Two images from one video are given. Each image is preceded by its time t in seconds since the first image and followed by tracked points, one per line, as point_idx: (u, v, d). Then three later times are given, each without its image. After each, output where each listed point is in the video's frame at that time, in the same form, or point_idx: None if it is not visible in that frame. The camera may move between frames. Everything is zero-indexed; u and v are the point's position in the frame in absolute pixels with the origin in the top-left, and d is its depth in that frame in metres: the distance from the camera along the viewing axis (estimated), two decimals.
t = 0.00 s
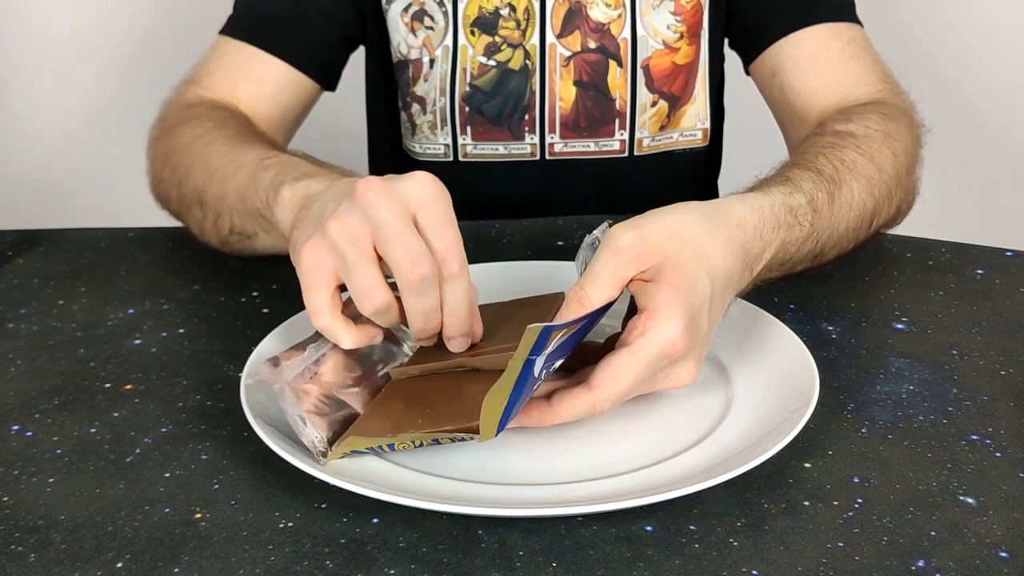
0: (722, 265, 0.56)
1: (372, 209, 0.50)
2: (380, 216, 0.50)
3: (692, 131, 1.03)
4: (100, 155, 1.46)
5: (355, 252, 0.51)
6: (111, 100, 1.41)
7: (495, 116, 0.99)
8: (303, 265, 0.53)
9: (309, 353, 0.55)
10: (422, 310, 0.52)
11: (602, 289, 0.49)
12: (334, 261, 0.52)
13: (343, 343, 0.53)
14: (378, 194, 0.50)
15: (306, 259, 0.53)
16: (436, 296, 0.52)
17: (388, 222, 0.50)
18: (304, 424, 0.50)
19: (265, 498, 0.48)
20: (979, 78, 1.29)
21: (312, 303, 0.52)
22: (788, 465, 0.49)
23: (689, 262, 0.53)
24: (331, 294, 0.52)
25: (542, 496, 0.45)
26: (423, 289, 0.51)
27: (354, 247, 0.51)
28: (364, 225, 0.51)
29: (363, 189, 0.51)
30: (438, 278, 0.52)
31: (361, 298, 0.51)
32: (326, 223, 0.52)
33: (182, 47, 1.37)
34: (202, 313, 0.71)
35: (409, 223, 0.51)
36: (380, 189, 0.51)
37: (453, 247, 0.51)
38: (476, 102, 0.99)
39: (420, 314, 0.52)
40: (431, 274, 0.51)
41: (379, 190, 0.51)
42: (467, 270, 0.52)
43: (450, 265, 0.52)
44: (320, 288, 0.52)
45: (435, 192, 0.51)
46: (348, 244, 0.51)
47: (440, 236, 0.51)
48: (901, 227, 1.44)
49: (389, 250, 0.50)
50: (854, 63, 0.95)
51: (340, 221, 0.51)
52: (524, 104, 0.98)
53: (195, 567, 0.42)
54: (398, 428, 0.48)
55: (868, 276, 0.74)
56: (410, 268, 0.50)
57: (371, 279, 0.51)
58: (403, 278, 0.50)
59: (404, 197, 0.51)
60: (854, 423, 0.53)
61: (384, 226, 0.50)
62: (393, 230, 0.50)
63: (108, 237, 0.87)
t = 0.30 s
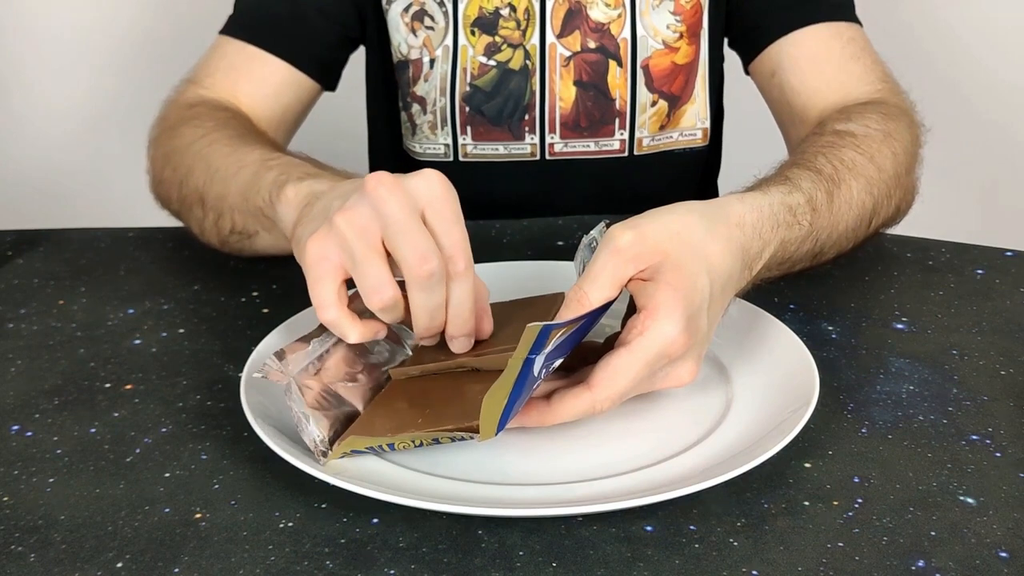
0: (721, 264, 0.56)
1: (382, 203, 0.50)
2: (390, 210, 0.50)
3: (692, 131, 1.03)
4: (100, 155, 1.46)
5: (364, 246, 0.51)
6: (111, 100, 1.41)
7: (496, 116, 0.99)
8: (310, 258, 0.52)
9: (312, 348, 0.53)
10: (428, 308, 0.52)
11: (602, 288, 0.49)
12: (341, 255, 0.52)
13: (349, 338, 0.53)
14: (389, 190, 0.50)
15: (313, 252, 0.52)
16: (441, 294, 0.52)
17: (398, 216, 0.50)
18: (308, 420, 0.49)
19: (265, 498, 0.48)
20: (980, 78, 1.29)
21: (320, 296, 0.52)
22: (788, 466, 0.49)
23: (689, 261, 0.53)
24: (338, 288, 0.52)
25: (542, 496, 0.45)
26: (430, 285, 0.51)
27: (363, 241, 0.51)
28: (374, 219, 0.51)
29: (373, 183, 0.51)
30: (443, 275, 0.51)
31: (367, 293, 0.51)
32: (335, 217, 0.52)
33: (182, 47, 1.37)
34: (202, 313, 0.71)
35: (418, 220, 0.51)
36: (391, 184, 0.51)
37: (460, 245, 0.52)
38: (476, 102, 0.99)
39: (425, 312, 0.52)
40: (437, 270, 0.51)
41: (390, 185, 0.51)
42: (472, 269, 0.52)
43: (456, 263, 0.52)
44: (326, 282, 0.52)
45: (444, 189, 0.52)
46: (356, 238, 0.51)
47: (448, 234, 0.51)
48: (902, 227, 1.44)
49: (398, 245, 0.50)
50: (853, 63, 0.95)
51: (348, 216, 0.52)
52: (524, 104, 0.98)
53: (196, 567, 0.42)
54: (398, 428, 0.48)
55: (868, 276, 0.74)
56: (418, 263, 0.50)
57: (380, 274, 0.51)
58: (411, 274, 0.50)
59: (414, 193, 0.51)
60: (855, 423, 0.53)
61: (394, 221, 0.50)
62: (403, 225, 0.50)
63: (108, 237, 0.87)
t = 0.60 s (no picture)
0: (720, 264, 0.56)
1: (381, 204, 0.51)
2: (389, 210, 0.50)
3: (692, 131, 1.03)
4: (99, 155, 1.46)
5: (364, 247, 0.51)
6: (111, 100, 1.41)
7: (495, 116, 0.99)
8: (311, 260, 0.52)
9: (313, 350, 0.53)
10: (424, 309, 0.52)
11: (600, 287, 0.49)
12: (341, 256, 0.52)
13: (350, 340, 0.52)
14: (388, 191, 0.51)
15: (313, 254, 0.52)
16: (438, 296, 0.52)
17: (397, 217, 0.50)
18: (310, 422, 0.49)
19: (265, 498, 0.48)
20: (980, 77, 1.29)
21: (323, 298, 0.51)
22: (788, 466, 0.49)
23: (688, 261, 0.53)
24: (340, 290, 0.52)
25: (542, 496, 0.45)
26: (427, 286, 0.51)
27: (363, 242, 0.51)
28: (373, 220, 0.51)
29: (373, 185, 0.51)
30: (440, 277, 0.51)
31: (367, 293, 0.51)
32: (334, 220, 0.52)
33: (182, 47, 1.37)
34: (202, 313, 0.71)
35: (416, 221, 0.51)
36: (390, 185, 0.51)
37: (456, 247, 0.51)
38: (475, 101, 0.99)
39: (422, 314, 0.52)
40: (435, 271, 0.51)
41: (389, 186, 0.51)
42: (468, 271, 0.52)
43: (453, 264, 0.51)
44: (327, 283, 0.52)
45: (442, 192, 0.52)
46: (357, 239, 0.51)
47: (445, 236, 0.51)
48: (901, 227, 1.44)
49: (396, 247, 0.50)
50: (853, 62, 0.95)
51: (348, 216, 0.52)
52: (524, 103, 0.98)
53: (196, 567, 0.42)
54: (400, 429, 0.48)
55: (868, 276, 0.74)
56: (415, 264, 0.50)
57: (380, 276, 0.51)
58: (409, 275, 0.50)
59: (412, 194, 0.51)
60: (854, 423, 0.53)
61: (393, 221, 0.50)
62: (402, 226, 0.50)
63: (108, 237, 0.87)
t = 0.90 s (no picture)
0: (722, 265, 0.56)
1: (339, 205, 0.50)
2: (346, 210, 0.50)
3: (691, 131, 1.03)
4: (99, 155, 1.45)
5: (332, 251, 0.51)
6: (111, 100, 1.41)
7: (495, 116, 0.99)
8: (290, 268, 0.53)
9: (304, 363, 0.54)
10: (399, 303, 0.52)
11: (600, 291, 0.49)
12: (315, 262, 0.52)
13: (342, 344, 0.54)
14: (344, 189, 0.50)
15: (289, 263, 0.53)
16: (411, 287, 0.52)
17: (354, 217, 0.50)
18: (302, 429, 0.49)
19: (265, 498, 0.48)
20: (980, 78, 1.29)
21: (306, 306, 0.52)
22: (788, 465, 0.49)
23: (688, 263, 0.53)
24: (321, 294, 0.53)
25: (542, 496, 0.45)
26: (396, 282, 0.51)
27: (331, 246, 0.51)
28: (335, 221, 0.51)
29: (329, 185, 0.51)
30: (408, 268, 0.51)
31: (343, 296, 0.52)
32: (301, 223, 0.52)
33: (182, 47, 1.37)
34: (202, 313, 0.71)
35: (376, 215, 0.50)
36: (346, 182, 0.50)
37: (420, 236, 0.51)
38: (475, 100, 0.99)
39: (397, 307, 0.52)
40: (402, 265, 0.51)
41: (345, 183, 0.50)
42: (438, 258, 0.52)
43: (419, 254, 0.51)
44: (307, 290, 0.53)
45: (396, 180, 0.50)
46: (325, 244, 0.51)
47: (407, 227, 0.51)
48: (901, 227, 1.44)
49: (359, 246, 0.50)
50: (852, 62, 0.95)
51: (313, 221, 0.52)
52: (523, 103, 0.98)
53: (196, 567, 0.42)
54: (400, 431, 0.48)
55: (868, 276, 0.74)
56: (379, 263, 0.50)
57: (352, 277, 0.51)
58: (377, 274, 0.50)
59: (368, 187, 0.50)
60: (854, 423, 0.53)
61: (352, 222, 0.50)
62: (361, 226, 0.50)
63: (108, 237, 0.87)
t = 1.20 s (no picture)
0: (721, 265, 0.56)
1: (366, 203, 0.50)
2: (373, 208, 0.50)
3: (691, 130, 1.02)
4: (99, 155, 1.46)
5: (355, 248, 0.51)
6: (111, 100, 1.41)
7: (494, 115, 0.99)
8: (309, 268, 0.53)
9: (309, 352, 0.54)
10: (422, 304, 0.52)
11: (601, 291, 0.49)
12: (336, 260, 0.52)
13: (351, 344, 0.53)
14: (370, 188, 0.50)
15: (310, 262, 0.52)
16: (434, 288, 0.52)
17: (381, 214, 0.50)
18: (306, 425, 0.50)
19: (265, 498, 0.48)
20: (981, 77, 1.29)
21: (324, 304, 0.52)
22: (788, 465, 0.49)
23: (688, 263, 0.53)
24: (339, 293, 0.52)
25: (542, 496, 0.45)
26: (421, 281, 0.51)
27: (354, 245, 0.51)
28: (360, 220, 0.50)
29: (355, 184, 0.51)
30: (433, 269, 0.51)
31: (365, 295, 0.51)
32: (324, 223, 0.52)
33: (182, 47, 1.37)
34: (202, 313, 0.71)
35: (403, 215, 0.50)
36: (372, 182, 0.50)
37: (445, 237, 0.51)
38: (474, 100, 0.99)
39: (419, 308, 0.52)
40: (428, 265, 0.50)
41: (371, 182, 0.50)
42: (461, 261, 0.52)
43: (444, 255, 0.51)
44: (325, 288, 0.52)
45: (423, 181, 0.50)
46: (348, 241, 0.51)
47: (432, 228, 0.51)
48: (901, 227, 1.44)
49: (384, 244, 0.50)
50: (852, 62, 0.95)
51: (336, 219, 0.51)
52: (523, 102, 0.98)
53: (196, 567, 0.42)
54: (399, 431, 0.48)
55: (868, 276, 0.74)
56: (406, 261, 0.50)
57: (375, 276, 0.51)
58: (402, 273, 0.50)
59: (395, 188, 0.50)
60: (854, 423, 0.53)
61: (379, 219, 0.50)
62: (387, 224, 0.50)
63: (108, 237, 0.87)
